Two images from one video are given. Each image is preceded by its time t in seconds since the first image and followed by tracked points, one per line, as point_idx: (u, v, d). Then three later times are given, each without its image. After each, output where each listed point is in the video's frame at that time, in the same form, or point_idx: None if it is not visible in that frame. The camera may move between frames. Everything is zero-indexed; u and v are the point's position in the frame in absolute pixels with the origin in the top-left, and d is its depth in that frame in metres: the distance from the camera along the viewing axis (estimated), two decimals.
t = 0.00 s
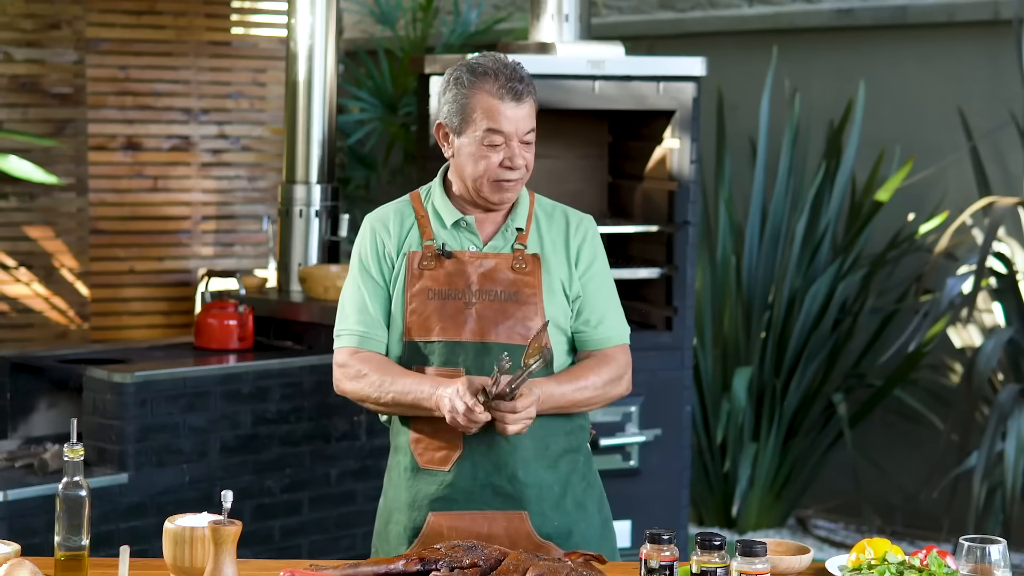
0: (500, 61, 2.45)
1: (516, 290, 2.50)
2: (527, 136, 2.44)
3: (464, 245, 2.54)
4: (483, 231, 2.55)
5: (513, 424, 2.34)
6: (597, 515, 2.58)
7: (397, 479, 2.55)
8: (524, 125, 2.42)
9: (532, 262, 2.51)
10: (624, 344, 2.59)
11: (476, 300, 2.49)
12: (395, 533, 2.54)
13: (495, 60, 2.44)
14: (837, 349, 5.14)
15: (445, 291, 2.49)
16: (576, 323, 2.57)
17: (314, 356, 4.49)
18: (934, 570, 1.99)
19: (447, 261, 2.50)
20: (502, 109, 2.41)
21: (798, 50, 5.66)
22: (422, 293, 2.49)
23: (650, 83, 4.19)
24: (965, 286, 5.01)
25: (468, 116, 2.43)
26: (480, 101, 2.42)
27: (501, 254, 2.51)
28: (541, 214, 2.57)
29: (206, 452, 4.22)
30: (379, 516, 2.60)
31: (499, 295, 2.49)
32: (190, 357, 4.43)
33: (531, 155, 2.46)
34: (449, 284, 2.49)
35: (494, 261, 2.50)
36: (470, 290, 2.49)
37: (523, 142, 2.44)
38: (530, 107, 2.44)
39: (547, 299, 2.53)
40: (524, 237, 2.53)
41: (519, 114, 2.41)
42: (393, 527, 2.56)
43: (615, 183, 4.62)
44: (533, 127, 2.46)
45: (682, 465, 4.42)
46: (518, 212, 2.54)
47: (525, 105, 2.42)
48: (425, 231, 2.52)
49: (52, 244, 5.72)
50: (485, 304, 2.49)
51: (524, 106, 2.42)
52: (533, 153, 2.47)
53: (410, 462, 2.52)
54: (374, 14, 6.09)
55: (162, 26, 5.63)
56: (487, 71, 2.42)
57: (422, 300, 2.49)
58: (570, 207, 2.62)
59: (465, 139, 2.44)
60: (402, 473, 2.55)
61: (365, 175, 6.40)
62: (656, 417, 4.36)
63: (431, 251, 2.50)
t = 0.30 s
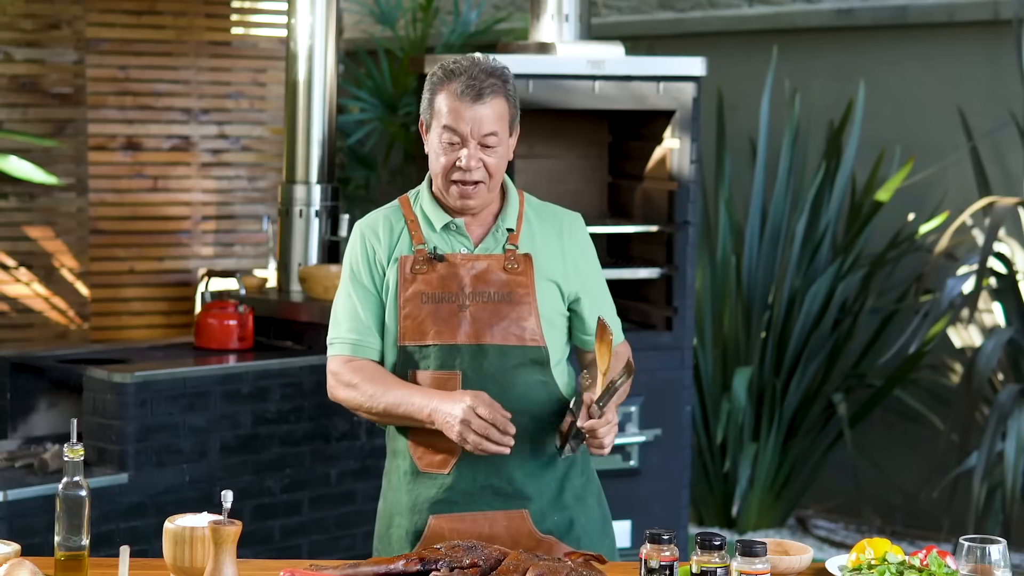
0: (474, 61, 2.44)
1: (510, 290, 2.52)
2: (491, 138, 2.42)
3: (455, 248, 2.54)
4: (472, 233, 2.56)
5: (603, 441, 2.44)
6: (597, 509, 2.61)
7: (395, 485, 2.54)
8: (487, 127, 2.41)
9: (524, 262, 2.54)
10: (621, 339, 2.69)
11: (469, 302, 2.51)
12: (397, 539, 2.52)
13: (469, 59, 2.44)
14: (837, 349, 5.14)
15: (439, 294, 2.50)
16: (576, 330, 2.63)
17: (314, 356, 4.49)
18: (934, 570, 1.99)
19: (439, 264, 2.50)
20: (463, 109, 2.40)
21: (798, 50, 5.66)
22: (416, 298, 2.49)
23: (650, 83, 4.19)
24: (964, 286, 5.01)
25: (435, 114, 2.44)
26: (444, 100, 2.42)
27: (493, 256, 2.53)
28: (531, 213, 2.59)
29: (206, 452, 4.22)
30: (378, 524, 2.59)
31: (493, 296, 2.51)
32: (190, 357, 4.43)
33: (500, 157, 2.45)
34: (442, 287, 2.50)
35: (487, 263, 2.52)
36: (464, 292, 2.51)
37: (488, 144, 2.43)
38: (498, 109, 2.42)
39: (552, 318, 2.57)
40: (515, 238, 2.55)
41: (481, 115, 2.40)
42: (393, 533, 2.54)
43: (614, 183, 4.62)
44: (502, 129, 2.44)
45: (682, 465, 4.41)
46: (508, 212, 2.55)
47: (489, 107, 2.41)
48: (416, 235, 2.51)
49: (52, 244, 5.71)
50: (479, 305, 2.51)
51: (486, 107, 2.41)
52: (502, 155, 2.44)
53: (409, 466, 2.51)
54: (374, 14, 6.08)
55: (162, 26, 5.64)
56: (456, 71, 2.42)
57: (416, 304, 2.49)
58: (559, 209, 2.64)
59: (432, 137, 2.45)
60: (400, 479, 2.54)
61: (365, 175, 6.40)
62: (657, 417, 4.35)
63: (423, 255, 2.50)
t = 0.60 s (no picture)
0: (491, 64, 2.45)
1: (513, 299, 2.51)
2: (508, 141, 2.43)
3: (460, 254, 2.56)
4: (478, 239, 2.58)
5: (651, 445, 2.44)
6: (594, 521, 2.61)
7: (394, 490, 2.57)
8: (504, 129, 2.42)
9: (529, 270, 2.52)
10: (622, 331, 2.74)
11: (473, 311, 2.51)
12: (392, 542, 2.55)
13: (485, 62, 2.45)
14: (837, 350, 5.14)
15: (443, 301, 2.50)
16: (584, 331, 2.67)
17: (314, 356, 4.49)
18: (934, 570, 1.98)
19: (443, 270, 2.50)
20: (481, 111, 2.41)
21: (798, 50, 5.66)
22: (419, 304, 2.50)
23: (650, 83, 4.19)
24: (965, 286, 5.01)
25: (451, 115, 2.44)
26: (461, 101, 2.43)
27: (498, 263, 2.52)
28: (535, 218, 2.59)
29: (206, 452, 4.22)
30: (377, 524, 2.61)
31: (496, 305, 2.51)
32: (190, 357, 4.43)
33: (514, 160, 2.45)
34: (446, 294, 2.50)
35: (490, 270, 2.51)
36: (468, 300, 2.51)
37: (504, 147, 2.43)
38: (515, 112, 2.43)
39: (563, 328, 2.59)
40: (520, 244, 2.54)
41: (499, 117, 2.41)
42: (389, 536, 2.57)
43: (614, 182, 4.62)
44: (518, 132, 2.45)
45: (682, 465, 4.41)
46: (514, 219, 2.56)
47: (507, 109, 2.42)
48: (421, 238, 2.53)
49: (52, 244, 5.71)
50: (482, 314, 2.51)
51: (504, 109, 2.42)
52: (517, 159, 2.45)
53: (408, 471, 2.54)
54: (374, 14, 6.08)
55: (163, 26, 5.64)
56: (474, 72, 2.43)
57: (418, 310, 2.51)
58: (561, 212, 2.64)
59: (446, 139, 2.45)
60: (399, 483, 2.56)
61: (365, 175, 6.40)
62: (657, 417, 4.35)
63: (427, 260, 2.50)
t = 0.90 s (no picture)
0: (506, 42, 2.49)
1: (527, 300, 2.49)
2: (526, 104, 2.41)
3: (476, 253, 2.53)
4: (495, 236, 2.54)
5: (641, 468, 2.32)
6: (602, 529, 2.58)
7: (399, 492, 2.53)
8: (521, 91, 2.41)
9: (544, 271, 2.50)
10: (642, 341, 2.68)
11: (485, 312, 2.49)
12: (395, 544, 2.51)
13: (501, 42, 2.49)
14: (837, 350, 5.14)
15: (456, 301, 2.49)
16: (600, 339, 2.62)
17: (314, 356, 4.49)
18: (934, 570, 1.98)
19: (456, 270, 2.49)
20: (498, 75, 2.42)
21: (798, 50, 5.66)
22: (432, 303, 2.49)
23: (650, 83, 4.19)
24: (965, 286, 5.01)
25: (468, 89, 2.44)
26: (477, 72, 2.44)
27: (513, 263, 2.50)
28: (556, 219, 2.55)
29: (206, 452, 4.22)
30: (380, 525, 2.58)
31: (508, 306, 2.49)
32: (190, 357, 4.43)
33: (533, 127, 2.42)
34: (459, 295, 2.49)
35: (504, 270, 2.49)
36: (481, 301, 2.49)
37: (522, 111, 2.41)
38: (532, 80, 2.43)
39: (576, 334, 2.56)
40: (537, 244, 2.52)
41: (514, 80, 2.41)
42: (393, 538, 2.53)
43: (614, 182, 4.62)
44: (536, 100, 2.44)
45: (682, 465, 4.41)
46: (532, 218, 2.52)
47: (524, 73, 2.42)
48: (435, 235, 2.52)
49: (52, 245, 5.70)
50: (494, 316, 2.49)
51: (519, 73, 2.42)
52: (536, 125, 2.42)
53: (415, 472, 2.51)
54: (374, 14, 6.08)
55: (163, 26, 5.63)
56: (489, 46, 2.46)
57: (430, 309, 2.49)
58: (583, 214, 2.59)
59: (464, 115, 2.44)
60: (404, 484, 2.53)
61: (365, 175, 6.40)
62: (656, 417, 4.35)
63: (441, 258, 2.49)
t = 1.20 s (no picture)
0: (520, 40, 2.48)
1: (535, 288, 2.41)
2: (529, 93, 2.38)
3: (483, 241, 2.46)
4: (502, 226, 2.48)
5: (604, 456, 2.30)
6: (598, 531, 2.50)
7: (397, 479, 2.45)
8: (524, 79, 2.38)
9: (553, 259, 2.42)
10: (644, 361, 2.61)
11: (493, 300, 2.40)
12: (388, 532, 2.44)
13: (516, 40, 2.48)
14: (837, 349, 5.14)
15: (463, 289, 2.40)
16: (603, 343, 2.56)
17: (314, 356, 4.49)
18: (934, 570, 1.98)
19: (463, 257, 2.40)
20: (504, 64, 2.40)
21: (797, 50, 5.67)
22: (438, 291, 2.40)
23: (650, 83, 4.19)
24: (965, 286, 5.00)
25: (476, 81, 2.43)
26: (486, 65, 2.43)
27: (520, 251, 2.42)
28: (565, 215, 2.50)
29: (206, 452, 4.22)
30: (372, 512, 2.50)
31: (516, 295, 2.40)
32: (190, 357, 4.43)
33: (535, 116, 2.38)
34: (466, 282, 2.40)
35: (512, 258, 2.40)
36: (489, 288, 2.40)
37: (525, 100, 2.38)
38: (539, 71, 2.41)
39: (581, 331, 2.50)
40: (545, 234, 2.45)
41: (518, 68, 2.39)
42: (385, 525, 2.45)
43: (615, 183, 4.62)
44: (542, 91, 2.40)
45: (682, 465, 4.41)
46: (540, 209, 2.47)
47: (530, 62, 2.39)
48: (442, 224, 2.44)
49: (52, 244, 5.71)
50: (502, 304, 2.40)
51: (525, 63, 2.40)
52: (538, 114, 2.38)
53: (415, 462, 2.42)
54: (374, 14, 6.07)
55: (163, 26, 5.63)
56: (504, 40, 2.45)
57: (436, 297, 2.40)
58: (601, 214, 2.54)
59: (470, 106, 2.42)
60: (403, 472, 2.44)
61: (365, 175, 6.40)
62: (657, 417, 4.35)
63: (447, 245, 2.40)
